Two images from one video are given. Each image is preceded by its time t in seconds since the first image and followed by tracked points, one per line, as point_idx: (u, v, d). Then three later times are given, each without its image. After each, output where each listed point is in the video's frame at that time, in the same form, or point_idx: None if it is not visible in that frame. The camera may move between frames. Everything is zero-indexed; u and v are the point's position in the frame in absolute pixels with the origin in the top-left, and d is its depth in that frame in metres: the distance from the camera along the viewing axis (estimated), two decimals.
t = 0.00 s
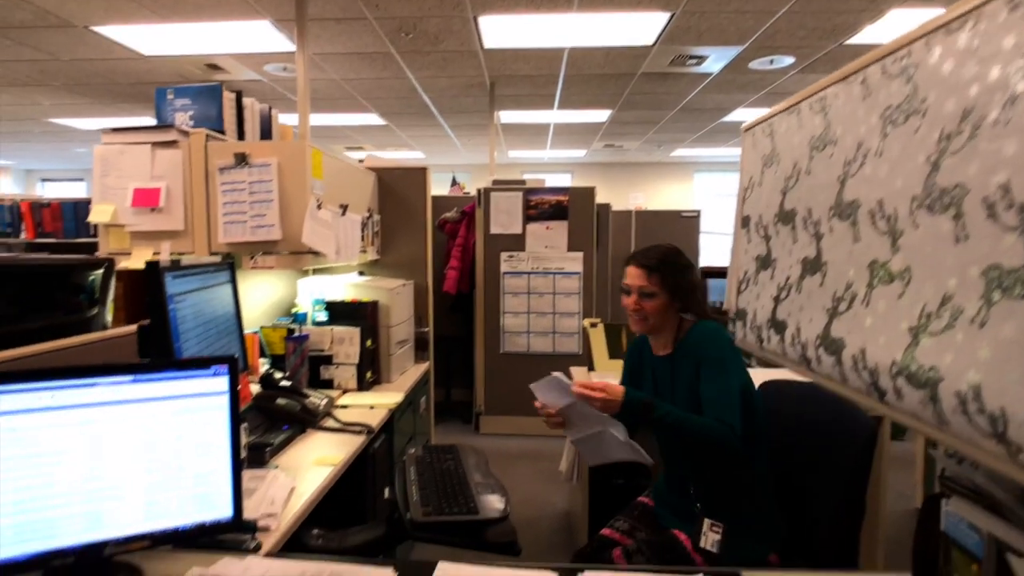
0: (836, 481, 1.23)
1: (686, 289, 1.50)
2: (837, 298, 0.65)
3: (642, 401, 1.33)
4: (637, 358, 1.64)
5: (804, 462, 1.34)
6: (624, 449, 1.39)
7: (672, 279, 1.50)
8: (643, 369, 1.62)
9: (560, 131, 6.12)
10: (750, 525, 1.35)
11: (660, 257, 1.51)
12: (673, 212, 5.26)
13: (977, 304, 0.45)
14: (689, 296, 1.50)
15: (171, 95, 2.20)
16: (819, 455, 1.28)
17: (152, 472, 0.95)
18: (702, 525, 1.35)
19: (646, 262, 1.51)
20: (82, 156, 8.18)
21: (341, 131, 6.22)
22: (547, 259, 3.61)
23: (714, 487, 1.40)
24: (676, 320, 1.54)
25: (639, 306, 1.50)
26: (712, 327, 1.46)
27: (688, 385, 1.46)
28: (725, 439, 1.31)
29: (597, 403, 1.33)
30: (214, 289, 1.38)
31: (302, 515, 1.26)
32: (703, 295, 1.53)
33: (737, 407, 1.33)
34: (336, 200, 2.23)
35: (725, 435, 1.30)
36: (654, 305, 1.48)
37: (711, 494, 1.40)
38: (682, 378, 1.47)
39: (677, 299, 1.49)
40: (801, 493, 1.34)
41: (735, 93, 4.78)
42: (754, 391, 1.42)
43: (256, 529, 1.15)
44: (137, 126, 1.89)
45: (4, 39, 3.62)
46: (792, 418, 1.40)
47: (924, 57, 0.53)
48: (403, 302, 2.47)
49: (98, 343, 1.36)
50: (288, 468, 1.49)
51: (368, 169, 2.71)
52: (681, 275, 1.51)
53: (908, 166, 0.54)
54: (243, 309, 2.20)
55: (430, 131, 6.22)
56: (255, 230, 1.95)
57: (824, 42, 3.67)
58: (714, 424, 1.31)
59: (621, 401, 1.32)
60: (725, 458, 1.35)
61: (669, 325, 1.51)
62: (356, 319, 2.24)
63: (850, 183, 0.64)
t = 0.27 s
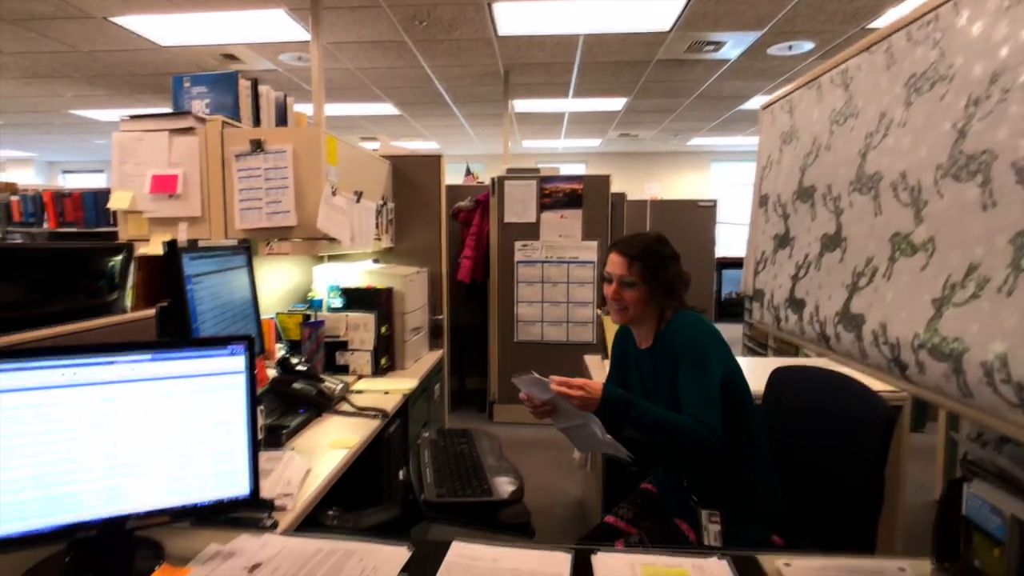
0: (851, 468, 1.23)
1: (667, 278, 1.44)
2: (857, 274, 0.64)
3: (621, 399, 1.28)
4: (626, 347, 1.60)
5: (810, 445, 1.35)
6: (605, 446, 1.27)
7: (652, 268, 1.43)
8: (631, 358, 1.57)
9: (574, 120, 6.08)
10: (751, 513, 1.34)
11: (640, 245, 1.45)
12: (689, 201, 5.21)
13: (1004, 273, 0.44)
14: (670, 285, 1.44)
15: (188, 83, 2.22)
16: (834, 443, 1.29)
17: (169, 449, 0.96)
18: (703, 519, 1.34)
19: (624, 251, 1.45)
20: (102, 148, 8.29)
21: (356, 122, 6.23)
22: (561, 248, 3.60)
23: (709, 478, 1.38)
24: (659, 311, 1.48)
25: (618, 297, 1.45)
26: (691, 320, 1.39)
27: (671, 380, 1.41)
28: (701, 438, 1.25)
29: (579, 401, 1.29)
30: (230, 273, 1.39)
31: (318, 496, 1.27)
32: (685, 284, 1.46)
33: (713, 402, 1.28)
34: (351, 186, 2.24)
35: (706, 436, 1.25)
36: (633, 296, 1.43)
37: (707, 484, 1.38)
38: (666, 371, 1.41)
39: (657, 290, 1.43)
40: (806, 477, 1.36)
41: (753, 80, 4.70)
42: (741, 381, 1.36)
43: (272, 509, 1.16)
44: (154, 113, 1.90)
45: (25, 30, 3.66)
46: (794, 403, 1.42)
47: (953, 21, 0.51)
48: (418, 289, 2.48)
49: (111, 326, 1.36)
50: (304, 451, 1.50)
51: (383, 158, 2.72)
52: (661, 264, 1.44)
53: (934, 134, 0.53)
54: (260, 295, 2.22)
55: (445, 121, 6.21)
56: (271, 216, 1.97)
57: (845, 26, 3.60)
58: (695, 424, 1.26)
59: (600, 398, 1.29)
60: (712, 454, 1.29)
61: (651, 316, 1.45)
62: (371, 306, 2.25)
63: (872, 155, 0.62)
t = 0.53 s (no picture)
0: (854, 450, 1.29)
1: (682, 254, 1.40)
2: (884, 244, 0.63)
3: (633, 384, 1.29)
4: (636, 325, 1.57)
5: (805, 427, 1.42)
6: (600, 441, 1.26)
7: (666, 244, 1.40)
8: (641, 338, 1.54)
9: (592, 107, 6.02)
10: (750, 500, 1.34)
11: (655, 221, 1.41)
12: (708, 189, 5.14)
13: None
14: (685, 262, 1.40)
15: (208, 70, 2.24)
16: (834, 426, 1.35)
17: (192, 422, 0.98)
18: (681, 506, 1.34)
19: (638, 227, 1.42)
20: (125, 137, 8.42)
21: (373, 110, 6.25)
22: (579, 235, 3.57)
23: (712, 465, 1.36)
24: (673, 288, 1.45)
25: (631, 274, 1.42)
26: (706, 301, 1.35)
27: (683, 365, 1.39)
28: (717, 422, 1.26)
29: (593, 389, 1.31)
30: (251, 253, 1.40)
31: (336, 474, 1.28)
32: (701, 261, 1.43)
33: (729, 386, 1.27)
34: (369, 171, 2.25)
35: (722, 421, 1.25)
36: (647, 274, 1.40)
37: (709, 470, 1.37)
38: (676, 354, 1.39)
39: (672, 267, 1.40)
40: (804, 460, 1.42)
41: (776, 65, 4.61)
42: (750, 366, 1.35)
43: (292, 485, 1.18)
44: (175, 98, 1.92)
45: (49, 20, 3.71)
46: (788, 386, 1.48)
47: None
48: (435, 274, 2.48)
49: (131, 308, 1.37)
50: (323, 430, 1.52)
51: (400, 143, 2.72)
52: (677, 240, 1.40)
53: (970, 94, 0.51)
54: (280, 279, 2.24)
55: (462, 109, 6.20)
56: (290, 200, 1.98)
57: (872, 8, 3.51)
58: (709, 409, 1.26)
59: (614, 386, 1.30)
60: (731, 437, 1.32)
61: (665, 293, 1.42)
62: (389, 291, 2.25)
63: (902, 119, 0.60)
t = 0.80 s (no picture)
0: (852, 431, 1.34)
1: (723, 226, 1.40)
2: (917, 213, 0.61)
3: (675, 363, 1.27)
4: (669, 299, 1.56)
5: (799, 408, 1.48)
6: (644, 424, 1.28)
7: (706, 217, 1.39)
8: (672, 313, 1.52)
9: (611, 93, 5.96)
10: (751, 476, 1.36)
11: (694, 193, 1.40)
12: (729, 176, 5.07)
13: None
14: (725, 234, 1.40)
15: (228, 56, 2.25)
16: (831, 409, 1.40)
17: (217, 396, 0.99)
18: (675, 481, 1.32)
19: (678, 201, 1.41)
20: (147, 127, 8.53)
21: (391, 98, 6.25)
22: (597, 222, 3.55)
23: (729, 447, 1.37)
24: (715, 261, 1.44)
25: (672, 248, 1.42)
26: (750, 277, 1.34)
27: (722, 343, 1.37)
28: (757, 401, 1.27)
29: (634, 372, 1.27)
30: (272, 234, 1.41)
31: (356, 452, 1.30)
32: (741, 233, 1.42)
33: (770, 366, 1.28)
34: (387, 155, 2.25)
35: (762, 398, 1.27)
36: (688, 247, 1.40)
37: (725, 453, 1.37)
38: (715, 331, 1.37)
39: (713, 240, 1.39)
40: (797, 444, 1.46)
41: (800, 49, 4.52)
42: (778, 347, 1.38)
43: (313, 462, 1.20)
44: (195, 83, 1.93)
45: (73, 9, 3.75)
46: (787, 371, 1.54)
47: None
48: (453, 259, 2.49)
49: (157, 289, 1.39)
50: (343, 410, 1.53)
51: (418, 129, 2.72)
52: (716, 212, 1.40)
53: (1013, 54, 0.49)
54: (300, 263, 2.27)
55: (479, 96, 6.17)
56: (309, 183, 2.00)
57: None
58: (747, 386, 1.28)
59: (656, 369, 1.28)
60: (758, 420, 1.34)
61: (706, 267, 1.42)
62: (407, 276, 2.26)
63: (940, 83, 0.59)
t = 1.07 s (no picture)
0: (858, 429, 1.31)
1: (760, 212, 1.38)
2: (949, 186, 0.60)
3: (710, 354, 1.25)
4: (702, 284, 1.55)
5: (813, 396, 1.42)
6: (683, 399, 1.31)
7: (743, 204, 1.37)
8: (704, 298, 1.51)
9: (628, 82, 5.90)
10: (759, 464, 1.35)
11: (729, 179, 1.38)
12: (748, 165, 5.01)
13: None
14: (762, 219, 1.38)
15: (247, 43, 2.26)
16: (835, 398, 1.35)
17: (238, 375, 1.00)
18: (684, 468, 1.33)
19: (713, 188, 1.39)
20: (166, 118, 8.62)
21: (407, 88, 6.25)
22: (614, 211, 3.53)
23: (754, 438, 1.36)
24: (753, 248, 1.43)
25: (710, 237, 1.40)
26: (794, 270, 1.33)
27: (757, 335, 1.36)
28: (792, 395, 1.26)
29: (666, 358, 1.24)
30: (291, 217, 1.42)
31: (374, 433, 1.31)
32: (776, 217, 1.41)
33: (809, 363, 1.27)
34: (404, 142, 2.25)
35: (798, 393, 1.25)
36: (727, 235, 1.38)
37: (749, 444, 1.36)
38: (751, 319, 1.36)
39: (751, 226, 1.38)
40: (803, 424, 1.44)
41: (822, 35, 4.43)
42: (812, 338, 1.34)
43: (332, 442, 1.21)
44: (213, 70, 1.94)
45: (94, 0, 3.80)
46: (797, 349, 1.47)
47: None
48: (469, 246, 2.49)
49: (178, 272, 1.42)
50: (361, 393, 1.55)
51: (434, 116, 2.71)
52: (752, 197, 1.38)
53: None
54: (318, 249, 2.28)
55: (495, 85, 6.14)
56: (328, 169, 2.00)
57: None
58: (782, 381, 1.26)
59: (688, 356, 1.23)
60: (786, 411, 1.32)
61: (745, 254, 1.41)
62: (424, 263, 2.27)
63: (977, 51, 0.57)
